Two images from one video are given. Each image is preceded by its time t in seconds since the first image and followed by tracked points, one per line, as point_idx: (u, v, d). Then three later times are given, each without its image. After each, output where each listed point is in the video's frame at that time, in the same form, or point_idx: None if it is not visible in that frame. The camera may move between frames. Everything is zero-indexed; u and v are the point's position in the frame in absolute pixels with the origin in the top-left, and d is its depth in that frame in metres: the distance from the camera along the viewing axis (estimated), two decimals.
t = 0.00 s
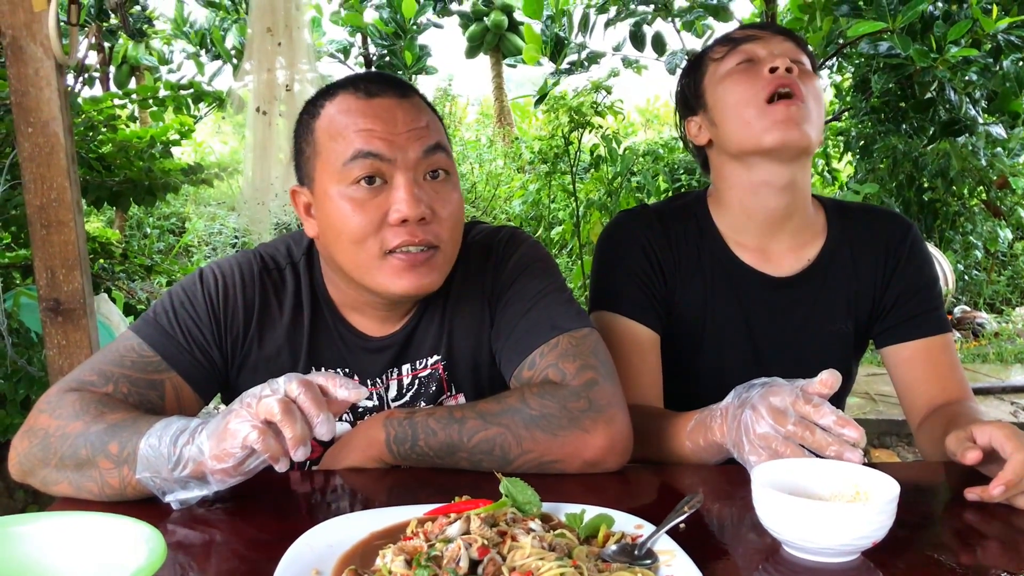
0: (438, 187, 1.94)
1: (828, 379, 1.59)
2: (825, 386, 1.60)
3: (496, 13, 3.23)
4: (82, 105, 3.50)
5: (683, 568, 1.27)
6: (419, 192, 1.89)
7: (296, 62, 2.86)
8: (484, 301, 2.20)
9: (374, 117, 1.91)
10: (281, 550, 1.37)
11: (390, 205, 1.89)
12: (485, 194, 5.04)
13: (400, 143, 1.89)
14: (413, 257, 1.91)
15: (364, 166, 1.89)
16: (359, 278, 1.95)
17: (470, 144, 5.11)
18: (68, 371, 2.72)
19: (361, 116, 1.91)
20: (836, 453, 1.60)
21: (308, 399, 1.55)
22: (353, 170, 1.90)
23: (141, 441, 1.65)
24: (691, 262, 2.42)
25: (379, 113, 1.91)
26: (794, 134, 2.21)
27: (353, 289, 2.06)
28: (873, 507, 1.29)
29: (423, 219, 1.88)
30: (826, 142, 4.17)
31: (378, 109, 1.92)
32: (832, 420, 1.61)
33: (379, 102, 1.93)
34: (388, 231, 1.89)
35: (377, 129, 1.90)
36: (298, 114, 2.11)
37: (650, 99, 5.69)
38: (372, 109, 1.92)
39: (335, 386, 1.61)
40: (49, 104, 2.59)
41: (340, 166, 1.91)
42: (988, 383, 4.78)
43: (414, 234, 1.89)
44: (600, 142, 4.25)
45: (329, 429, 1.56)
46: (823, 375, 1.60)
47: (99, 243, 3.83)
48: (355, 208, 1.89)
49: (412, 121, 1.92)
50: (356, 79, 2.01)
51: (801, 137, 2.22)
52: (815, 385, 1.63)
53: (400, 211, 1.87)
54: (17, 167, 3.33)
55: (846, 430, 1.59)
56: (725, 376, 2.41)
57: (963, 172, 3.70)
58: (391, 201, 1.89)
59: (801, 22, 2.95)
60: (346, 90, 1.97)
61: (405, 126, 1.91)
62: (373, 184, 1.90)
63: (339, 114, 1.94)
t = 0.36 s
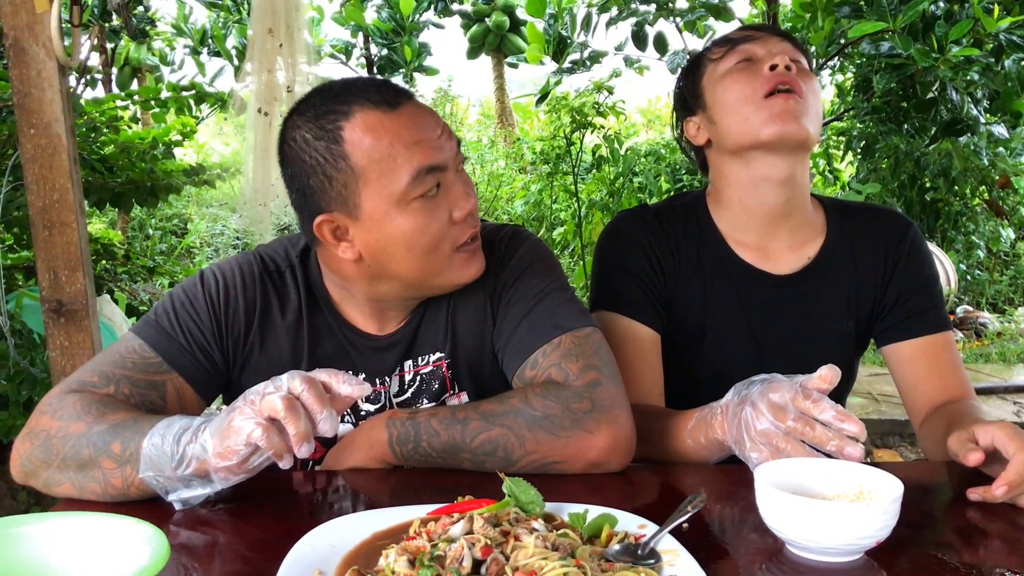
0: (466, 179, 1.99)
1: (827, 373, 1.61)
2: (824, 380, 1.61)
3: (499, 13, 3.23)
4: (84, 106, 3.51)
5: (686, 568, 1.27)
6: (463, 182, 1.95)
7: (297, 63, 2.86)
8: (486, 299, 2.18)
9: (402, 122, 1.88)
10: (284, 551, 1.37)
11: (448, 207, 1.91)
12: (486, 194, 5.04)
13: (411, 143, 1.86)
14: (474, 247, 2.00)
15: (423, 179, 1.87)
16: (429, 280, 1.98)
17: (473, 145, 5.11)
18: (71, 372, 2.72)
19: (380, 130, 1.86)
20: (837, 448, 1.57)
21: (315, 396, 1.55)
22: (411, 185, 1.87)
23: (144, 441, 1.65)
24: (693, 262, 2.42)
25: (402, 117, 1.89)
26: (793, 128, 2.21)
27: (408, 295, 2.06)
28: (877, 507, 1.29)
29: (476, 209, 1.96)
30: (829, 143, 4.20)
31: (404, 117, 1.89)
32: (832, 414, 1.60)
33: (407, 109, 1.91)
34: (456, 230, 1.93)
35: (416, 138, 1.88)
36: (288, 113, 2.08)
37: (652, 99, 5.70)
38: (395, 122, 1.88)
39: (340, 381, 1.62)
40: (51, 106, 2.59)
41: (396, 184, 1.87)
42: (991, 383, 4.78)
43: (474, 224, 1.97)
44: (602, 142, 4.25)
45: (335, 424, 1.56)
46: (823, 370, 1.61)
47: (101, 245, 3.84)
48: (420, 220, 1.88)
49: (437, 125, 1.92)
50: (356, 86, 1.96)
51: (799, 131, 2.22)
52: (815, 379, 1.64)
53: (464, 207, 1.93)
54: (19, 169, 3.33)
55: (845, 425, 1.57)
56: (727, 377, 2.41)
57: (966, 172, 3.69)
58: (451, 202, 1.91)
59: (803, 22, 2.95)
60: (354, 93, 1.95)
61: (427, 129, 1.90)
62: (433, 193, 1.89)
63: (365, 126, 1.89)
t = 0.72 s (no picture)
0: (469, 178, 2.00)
1: (832, 372, 1.61)
2: (830, 379, 1.61)
3: (499, 13, 3.22)
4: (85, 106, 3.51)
5: (688, 568, 1.27)
6: (468, 185, 1.96)
7: (296, 63, 2.86)
8: (486, 299, 2.18)
9: (408, 123, 1.88)
10: (286, 551, 1.37)
11: (454, 207, 1.91)
12: (487, 194, 5.04)
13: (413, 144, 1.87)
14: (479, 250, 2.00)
15: (428, 178, 1.88)
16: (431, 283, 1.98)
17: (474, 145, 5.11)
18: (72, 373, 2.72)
19: (387, 130, 1.87)
20: (838, 446, 1.58)
21: (318, 396, 1.55)
22: (416, 185, 1.87)
23: (146, 441, 1.65)
24: (695, 261, 2.42)
25: (409, 118, 1.89)
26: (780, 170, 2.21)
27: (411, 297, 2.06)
28: (878, 507, 1.29)
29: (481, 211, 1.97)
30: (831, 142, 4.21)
31: (411, 117, 1.89)
32: (834, 412, 1.60)
33: (412, 109, 1.91)
34: (460, 233, 1.93)
35: (412, 137, 1.87)
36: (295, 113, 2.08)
37: (653, 98, 5.70)
38: (402, 122, 1.88)
39: (342, 381, 1.62)
40: (52, 106, 2.59)
41: (400, 184, 1.87)
42: (993, 382, 4.77)
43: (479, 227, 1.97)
44: (603, 142, 4.25)
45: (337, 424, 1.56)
46: (828, 369, 1.61)
47: (102, 245, 3.84)
48: (425, 221, 1.89)
49: (443, 126, 1.92)
50: (361, 87, 1.96)
51: (788, 169, 2.22)
52: (819, 376, 1.64)
53: (467, 211, 1.93)
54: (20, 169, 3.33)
55: (847, 423, 1.57)
56: (729, 376, 2.41)
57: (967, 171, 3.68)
58: (457, 203, 1.92)
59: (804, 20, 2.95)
60: (356, 93, 1.94)
61: (432, 130, 1.90)
62: (438, 194, 1.90)
63: (368, 122, 1.89)
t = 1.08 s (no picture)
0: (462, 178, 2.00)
1: (824, 365, 1.58)
2: (821, 372, 1.59)
3: (500, 12, 3.23)
4: (87, 106, 3.52)
5: (689, 566, 1.27)
6: (461, 185, 1.96)
7: (297, 63, 2.87)
8: (487, 299, 2.18)
9: (398, 122, 1.88)
10: (287, 550, 1.37)
11: (445, 207, 1.91)
12: (488, 193, 5.00)
13: (407, 144, 1.86)
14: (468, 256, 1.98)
15: (422, 176, 1.87)
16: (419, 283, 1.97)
17: (474, 143, 5.02)
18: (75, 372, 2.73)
19: (376, 129, 1.87)
20: (833, 438, 1.59)
21: (319, 390, 1.55)
22: (406, 184, 1.87)
23: (147, 438, 1.65)
24: (699, 260, 2.39)
25: (401, 117, 1.89)
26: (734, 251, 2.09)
27: (405, 300, 2.05)
28: (880, 504, 1.29)
29: (472, 211, 1.95)
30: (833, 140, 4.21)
31: (401, 115, 1.90)
32: (828, 403, 1.61)
33: (402, 108, 1.91)
34: (451, 234, 1.92)
35: (412, 138, 1.87)
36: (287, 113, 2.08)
37: (654, 97, 5.70)
38: (392, 121, 1.88)
39: (342, 376, 1.62)
40: (53, 106, 2.59)
41: (392, 183, 1.87)
42: (996, 380, 4.76)
43: (470, 229, 1.96)
44: (604, 141, 4.25)
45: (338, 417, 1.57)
46: (819, 362, 1.59)
47: (104, 245, 3.83)
48: (415, 220, 1.88)
49: (434, 125, 1.92)
50: (352, 87, 1.95)
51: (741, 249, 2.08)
52: (811, 369, 1.63)
53: (452, 215, 1.91)
54: (22, 169, 3.34)
55: (842, 414, 1.58)
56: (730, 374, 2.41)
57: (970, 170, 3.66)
58: (447, 202, 1.91)
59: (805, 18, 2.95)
60: (353, 91, 1.94)
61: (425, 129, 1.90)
62: (428, 194, 1.89)
63: (359, 123, 1.89)
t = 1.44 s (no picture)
0: (459, 179, 1.99)
1: (815, 358, 1.60)
2: (813, 365, 1.60)
3: (502, 10, 3.25)
4: (89, 106, 3.53)
5: (692, 563, 1.27)
6: (455, 188, 1.94)
7: (300, 61, 2.87)
8: (487, 300, 2.19)
9: (390, 123, 1.88)
10: (290, 548, 1.37)
11: (436, 206, 1.90)
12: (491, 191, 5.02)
13: (403, 142, 1.86)
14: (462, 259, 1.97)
15: (411, 176, 1.87)
16: (411, 283, 1.96)
17: (477, 142, 5.06)
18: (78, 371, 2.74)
19: (369, 126, 1.87)
20: (830, 431, 1.59)
21: (320, 387, 1.56)
22: (397, 185, 1.87)
23: (150, 436, 1.66)
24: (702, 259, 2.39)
25: (393, 118, 1.89)
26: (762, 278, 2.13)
27: (400, 300, 2.04)
28: (883, 501, 1.29)
29: (465, 213, 1.94)
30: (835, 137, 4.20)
31: (394, 114, 1.89)
32: (822, 397, 1.62)
33: (396, 107, 1.90)
34: (442, 235, 1.91)
35: (410, 138, 1.87)
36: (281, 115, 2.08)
37: (656, 95, 5.70)
38: (384, 119, 1.88)
39: (342, 374, 1.63)
40: (55, 106, 2.60)
41: (383, 182, 1.87)
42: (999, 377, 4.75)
43: (462, 231, 1.94)
44: (606, 138, 4.25)
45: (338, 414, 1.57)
46: (810, 355, 1.60)
47: (107, 244, 3.84)
48: (405, 218, 1.88)
49: (428, 124, 1.92)
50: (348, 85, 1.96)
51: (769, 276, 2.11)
52: (803, 363, 1.63)
53: (444, 216, 1.90)
54: (25, 169, 3.34)
55: (836, 407, 1.60)
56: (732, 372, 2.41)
57: (974, 167, 3.62)
58: (437, 201, 1.90)
59: (807, 16, 2.96)
60: (353, 91, 1.94)
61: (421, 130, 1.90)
62: (420, 193, 1.89)
63: (353, 123, 1.89)
